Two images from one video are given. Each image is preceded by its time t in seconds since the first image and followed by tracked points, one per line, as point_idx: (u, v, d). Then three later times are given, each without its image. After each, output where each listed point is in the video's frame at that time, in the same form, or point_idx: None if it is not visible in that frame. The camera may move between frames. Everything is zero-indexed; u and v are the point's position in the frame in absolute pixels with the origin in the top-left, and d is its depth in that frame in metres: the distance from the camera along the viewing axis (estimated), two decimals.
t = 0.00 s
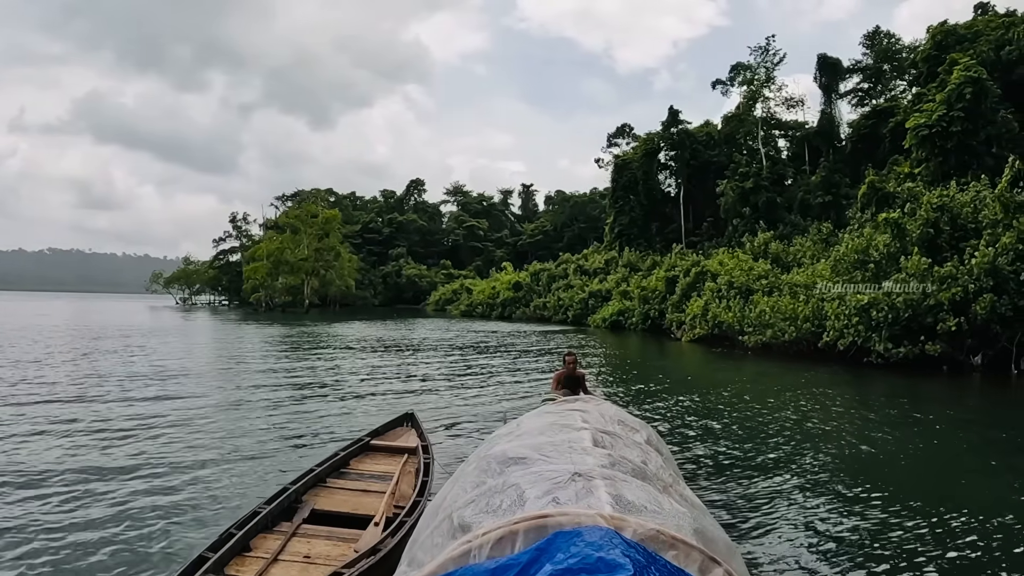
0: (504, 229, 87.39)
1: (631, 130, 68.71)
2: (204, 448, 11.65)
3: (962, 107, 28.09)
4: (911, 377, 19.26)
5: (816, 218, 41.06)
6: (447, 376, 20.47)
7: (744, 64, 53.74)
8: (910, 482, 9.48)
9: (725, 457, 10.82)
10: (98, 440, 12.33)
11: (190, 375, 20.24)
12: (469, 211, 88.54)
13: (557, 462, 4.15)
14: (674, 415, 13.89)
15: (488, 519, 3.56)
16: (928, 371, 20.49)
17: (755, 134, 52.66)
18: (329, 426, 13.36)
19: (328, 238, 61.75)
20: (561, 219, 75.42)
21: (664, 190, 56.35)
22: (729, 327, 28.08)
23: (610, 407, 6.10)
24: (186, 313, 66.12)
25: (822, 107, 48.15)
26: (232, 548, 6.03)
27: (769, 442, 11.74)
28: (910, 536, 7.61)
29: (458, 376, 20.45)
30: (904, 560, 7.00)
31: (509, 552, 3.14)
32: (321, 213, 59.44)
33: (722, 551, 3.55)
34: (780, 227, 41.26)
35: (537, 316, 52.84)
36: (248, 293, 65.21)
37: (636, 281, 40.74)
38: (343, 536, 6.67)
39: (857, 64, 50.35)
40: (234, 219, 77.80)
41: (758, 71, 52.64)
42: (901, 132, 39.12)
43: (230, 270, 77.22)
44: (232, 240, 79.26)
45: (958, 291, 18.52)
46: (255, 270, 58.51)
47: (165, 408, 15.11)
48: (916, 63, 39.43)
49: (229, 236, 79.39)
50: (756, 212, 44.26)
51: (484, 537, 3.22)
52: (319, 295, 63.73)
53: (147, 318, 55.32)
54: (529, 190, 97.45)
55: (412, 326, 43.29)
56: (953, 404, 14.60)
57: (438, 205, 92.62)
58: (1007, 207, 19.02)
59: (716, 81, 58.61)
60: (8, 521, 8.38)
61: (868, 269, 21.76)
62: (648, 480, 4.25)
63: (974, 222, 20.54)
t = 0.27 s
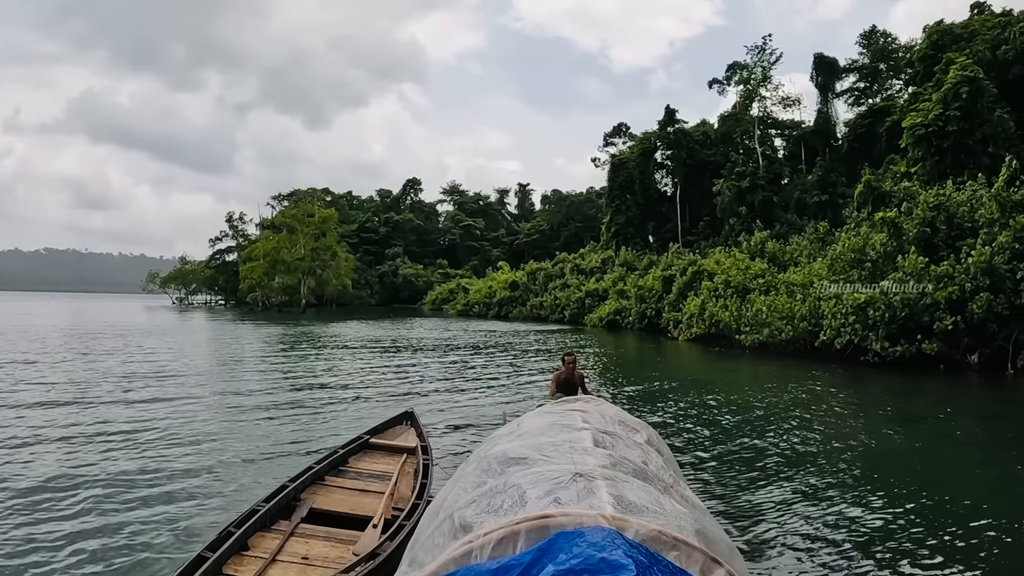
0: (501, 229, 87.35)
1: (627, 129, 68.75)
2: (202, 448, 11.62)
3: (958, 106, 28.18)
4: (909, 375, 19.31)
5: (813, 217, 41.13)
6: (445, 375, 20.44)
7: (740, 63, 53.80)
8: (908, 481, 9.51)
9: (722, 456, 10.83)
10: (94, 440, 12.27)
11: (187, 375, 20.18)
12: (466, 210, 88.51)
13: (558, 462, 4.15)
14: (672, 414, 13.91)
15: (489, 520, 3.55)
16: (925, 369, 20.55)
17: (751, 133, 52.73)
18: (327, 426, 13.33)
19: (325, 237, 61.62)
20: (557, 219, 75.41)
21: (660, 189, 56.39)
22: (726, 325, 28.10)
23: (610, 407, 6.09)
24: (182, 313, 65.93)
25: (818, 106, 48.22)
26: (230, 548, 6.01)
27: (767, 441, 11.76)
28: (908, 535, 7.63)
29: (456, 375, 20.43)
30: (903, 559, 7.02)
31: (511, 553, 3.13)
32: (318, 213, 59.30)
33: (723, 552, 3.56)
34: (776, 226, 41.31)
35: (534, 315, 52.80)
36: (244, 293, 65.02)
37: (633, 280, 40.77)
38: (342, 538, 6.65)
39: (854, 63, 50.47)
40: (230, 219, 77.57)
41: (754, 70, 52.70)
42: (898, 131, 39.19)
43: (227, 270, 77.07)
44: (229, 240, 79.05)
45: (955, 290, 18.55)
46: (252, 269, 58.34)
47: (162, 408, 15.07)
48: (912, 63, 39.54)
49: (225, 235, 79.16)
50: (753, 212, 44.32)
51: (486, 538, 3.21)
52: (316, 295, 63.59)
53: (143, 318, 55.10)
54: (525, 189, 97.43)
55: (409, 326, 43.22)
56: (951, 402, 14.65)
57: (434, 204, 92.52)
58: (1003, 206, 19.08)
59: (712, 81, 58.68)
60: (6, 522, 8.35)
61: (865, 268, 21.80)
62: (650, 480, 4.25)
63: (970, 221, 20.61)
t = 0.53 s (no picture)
0: (496, 228, 87.34)
1: (623, 128, 68.78)
2: (196, 447, 11.59)
3: (954, 105, 28.29)
4: (905, 373, 19.40)
5: (809, 215, 41.21)
6: (441, 374, 20.41)
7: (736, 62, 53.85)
8: (905, 478, 9.55)
9: (717, 453, 10.88)
10: (89, 440, 12.21)
11: (183, 375, 20.12)
12: (462, 210, 88.47)
13: (554, 459, 4.15)
14: (669, 412, 13.93)
15: (485, 516, 3.55)
16: (921, 367, 20.64)
17: (747, 132, 52.80)
18: (323, 425, 13.29)
19: (321, 236, 61.49)
20: (553, 218, 75.41)
21: (656, 188, 56.43)
22: (722, 324, 28.14)
23: (608, 403, 6.09)
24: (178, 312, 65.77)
25: (814, 105, 48.35)
26: (225, 547, 5.99)
27: (763, 438, 11.78)
28: (903, 532, 7.66)
29: (452, 374, 20.42)
30: (896, 555, 7.06)
31: (506, 549, 3.13)
32: (314, 212, 59.17)
33: (720, 548, 3.55)
34: (772, 225, 41.39)
35: (530, 314, 52.78)
36: (241, 292, 64.89)
37: (629, 279, 40.78)
38: (337, 536, 6.63)
39: (849, 62, 50.61)
40: (226, 218, 77.35)
41: (750, 69, 52.80)
42: (894, 130, 39.27)
43: (223, 269, 76.96)
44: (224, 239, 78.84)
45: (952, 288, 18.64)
46: (248, 269, 58.18)
47: (158, 407, 15.03)
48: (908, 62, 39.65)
49: (220, 235, 78.90)
50: (749, 210, 44.44)
51: (482, 535, 3.21)
52: (312, 294, 63.46)
53: (138, 318, 54.85)
54: (521, 188, 97.42)
55: (404, 325, 43.16)
56: (947, 400, 14.73)
57: (430, 203, 92.42)
58: (999, 204, 19.18)
59: (708, 79, 58.74)
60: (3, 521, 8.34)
61: (861, 267, 21.85)
62: (647, 477, 4.25)
63: (966, 219, 20.69)
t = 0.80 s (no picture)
0: (493, 227, 87.34)
1: (619, 128, 68.83)
2: (193, 447, 11.56)
3: (949, 104, 28.41)
4: (901, 372, 19.47)
5: (805, 215, 41.31)
6: (438, 374, 20.40)
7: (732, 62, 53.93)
8: (901, 476, 9.57)
9: (714, 452, 10.89)
10: (86, 441, 12.19)
11: (179, 375, 20.07)
12: (458, 209, 88.47)
13: (551, 458, 4.15)
14: (667, 412, 13.93)
15: (482, 516, 3.55)
16: (917, 366, 20.70)
17: (743, 131, 52.91)
18: (320, 425, 13.27)
19: (317, 236, 61.41)
20: (549, 217, 75.44)
21: (652, 188, 56.50)
22: (719, 323, 28.20)
23: (605, 402, 6.10)
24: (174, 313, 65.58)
25: (810, 105, 48.48)
26: (223, 548, 5.98)
27: (759, 437, 11.81)
28: (900, 531, 7.66)
29: (448, 374, 20.36)
30: (893, 554, 7.06)
31: (502, 549, 3.12)
32: (310, 212, 59.05)
33: (717, 546, 3.56)
34: (768, 224, 41.50)
35: (526, 314, 52.80)
36: (237, 292, 64.79)
37: (626, 279, 40.85)
38: (335, 535, 6.63)
39: (845, 62, 50.74)
40: (222, 218, 77.17)
41: (746, 69, 52.88)
42: (889, 129, 39.39)
43: (220, 269, 76.84)
44: (220, 239, 78.66)
45: (947, 287, 18.71)
46: (244, 269, 58.08)
47: (154, 408, 15.00)
48: (904, 61, 39.78)
49: (216, 235, 78.73)
50: (744, 210, 44.56)
51: (478, 535, 3.20)
52: (308, 294, 63.38)
53: (134, 318, 54.71)
54: (517, 188, 97.42)
55: (401, 325, 43.13)
56: (943, 399, 14.77)
57: (426, 203, 92.37)
58: (994, 203, 19.27)
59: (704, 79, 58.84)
60: None
61: (857, 266, 21.90)
62: (645, 475, 4.25)
63: (961, 219, 20.75)
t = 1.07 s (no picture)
0: (489, 226, 87.31)
1: (616, 127, 68.88)
2: (191, 447, 11.54)
3: (945, 103, 28.52)
4: (897, 370, 19.53)
5: (801, 214, 41.40)
6: (436, 374, 20.38)
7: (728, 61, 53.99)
8: (899, 475, 9.60)
9: (713, 451, 10.90)
10: (83, 441, 12.15)
11: (176, 375, 20.02)
12: (454, 209, 88.43)
13: (552, 457, 4.15)
14: (665, 411, 13.95)
15: (486, 515, 3.54)
16: (914, 364, 20.77)
17: (739, 131, 53.00)
18: (318, 425, 13.24)
19: (313, 235, 61.27)
20: (545, 217, 75.47)
21: (648, 187, 56.55)
22: (715, 322, 28.25)
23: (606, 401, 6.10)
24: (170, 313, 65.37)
25: (806, 104, 48.57)
26: (223, 549, 5.96)
27: (758, 436, 11.82)
28: (899, 529, 7.68)
29: (444, 374, 20.30)
30: (893, 553, 7.07)
31: (505, 548, 3.12)
32: (307, 212, 58.90)
33: (720, 544, 3.56)
34: (765, 223, 41.59)
35: (523, 313, 52.79)
36: (233, 292, 64.63)
37: (622, 278, 40.88)
38: (334, 534, 6.61)
39: (841, 61, 50.85)
40: (218, 218, 76.97)
41: (742, 68, 52.95)
42: (885, 129, 39.48)
43: (216, 269, 76.67)
44: (216, 239, 78.46)
45: (944, 286, 18.78)
46: (241, 269, 57.94)
47: (151, 408, 14.96)
48: (900, 61, 39.91)
49: (212, 235, 78.51)
50: (741, 209, 44.64)
51: (482, 534, 3.20)
52: (304, 294, 63.25)
53: (130, 318, 54.52)
54: (514, 187, 97.41)
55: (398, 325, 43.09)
56: (940, 397, 14.81)
57: (422, 203, 92.30)
58: (991, 202, 19.29)
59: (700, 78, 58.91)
60: None
61: (853, 265, 21.94)
62: (647, 473, 4.25)
63: (958, 217, 20.82)
